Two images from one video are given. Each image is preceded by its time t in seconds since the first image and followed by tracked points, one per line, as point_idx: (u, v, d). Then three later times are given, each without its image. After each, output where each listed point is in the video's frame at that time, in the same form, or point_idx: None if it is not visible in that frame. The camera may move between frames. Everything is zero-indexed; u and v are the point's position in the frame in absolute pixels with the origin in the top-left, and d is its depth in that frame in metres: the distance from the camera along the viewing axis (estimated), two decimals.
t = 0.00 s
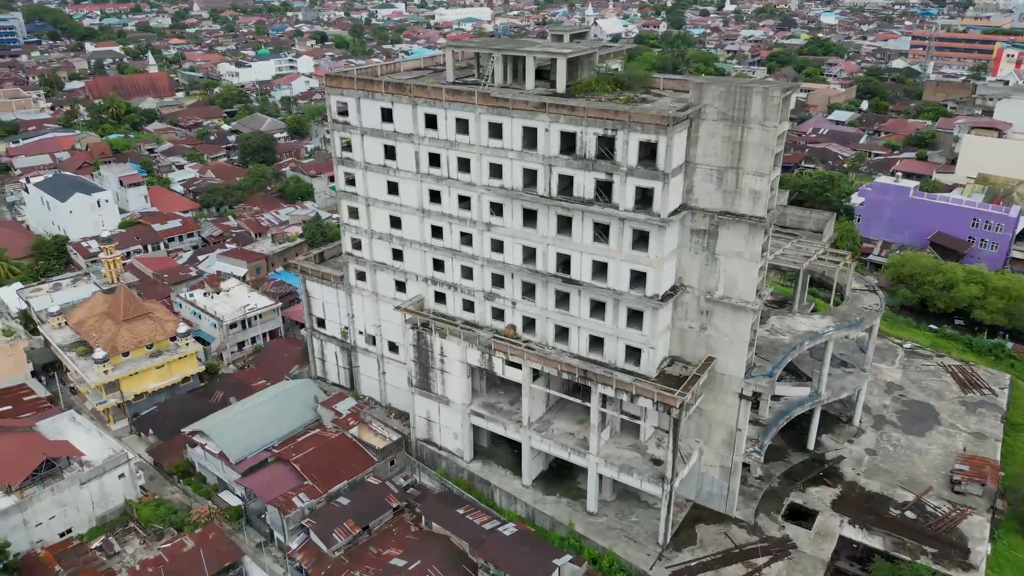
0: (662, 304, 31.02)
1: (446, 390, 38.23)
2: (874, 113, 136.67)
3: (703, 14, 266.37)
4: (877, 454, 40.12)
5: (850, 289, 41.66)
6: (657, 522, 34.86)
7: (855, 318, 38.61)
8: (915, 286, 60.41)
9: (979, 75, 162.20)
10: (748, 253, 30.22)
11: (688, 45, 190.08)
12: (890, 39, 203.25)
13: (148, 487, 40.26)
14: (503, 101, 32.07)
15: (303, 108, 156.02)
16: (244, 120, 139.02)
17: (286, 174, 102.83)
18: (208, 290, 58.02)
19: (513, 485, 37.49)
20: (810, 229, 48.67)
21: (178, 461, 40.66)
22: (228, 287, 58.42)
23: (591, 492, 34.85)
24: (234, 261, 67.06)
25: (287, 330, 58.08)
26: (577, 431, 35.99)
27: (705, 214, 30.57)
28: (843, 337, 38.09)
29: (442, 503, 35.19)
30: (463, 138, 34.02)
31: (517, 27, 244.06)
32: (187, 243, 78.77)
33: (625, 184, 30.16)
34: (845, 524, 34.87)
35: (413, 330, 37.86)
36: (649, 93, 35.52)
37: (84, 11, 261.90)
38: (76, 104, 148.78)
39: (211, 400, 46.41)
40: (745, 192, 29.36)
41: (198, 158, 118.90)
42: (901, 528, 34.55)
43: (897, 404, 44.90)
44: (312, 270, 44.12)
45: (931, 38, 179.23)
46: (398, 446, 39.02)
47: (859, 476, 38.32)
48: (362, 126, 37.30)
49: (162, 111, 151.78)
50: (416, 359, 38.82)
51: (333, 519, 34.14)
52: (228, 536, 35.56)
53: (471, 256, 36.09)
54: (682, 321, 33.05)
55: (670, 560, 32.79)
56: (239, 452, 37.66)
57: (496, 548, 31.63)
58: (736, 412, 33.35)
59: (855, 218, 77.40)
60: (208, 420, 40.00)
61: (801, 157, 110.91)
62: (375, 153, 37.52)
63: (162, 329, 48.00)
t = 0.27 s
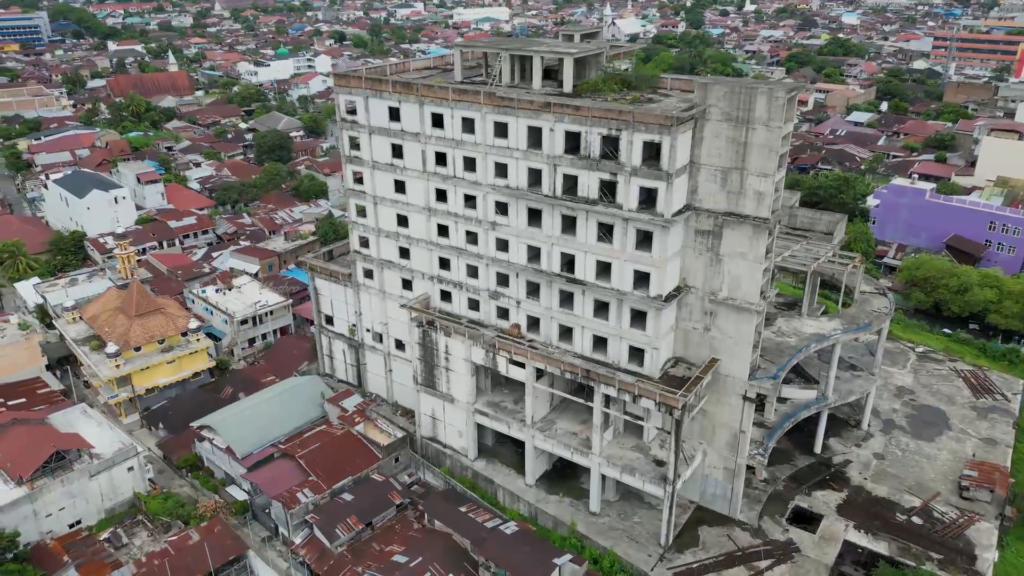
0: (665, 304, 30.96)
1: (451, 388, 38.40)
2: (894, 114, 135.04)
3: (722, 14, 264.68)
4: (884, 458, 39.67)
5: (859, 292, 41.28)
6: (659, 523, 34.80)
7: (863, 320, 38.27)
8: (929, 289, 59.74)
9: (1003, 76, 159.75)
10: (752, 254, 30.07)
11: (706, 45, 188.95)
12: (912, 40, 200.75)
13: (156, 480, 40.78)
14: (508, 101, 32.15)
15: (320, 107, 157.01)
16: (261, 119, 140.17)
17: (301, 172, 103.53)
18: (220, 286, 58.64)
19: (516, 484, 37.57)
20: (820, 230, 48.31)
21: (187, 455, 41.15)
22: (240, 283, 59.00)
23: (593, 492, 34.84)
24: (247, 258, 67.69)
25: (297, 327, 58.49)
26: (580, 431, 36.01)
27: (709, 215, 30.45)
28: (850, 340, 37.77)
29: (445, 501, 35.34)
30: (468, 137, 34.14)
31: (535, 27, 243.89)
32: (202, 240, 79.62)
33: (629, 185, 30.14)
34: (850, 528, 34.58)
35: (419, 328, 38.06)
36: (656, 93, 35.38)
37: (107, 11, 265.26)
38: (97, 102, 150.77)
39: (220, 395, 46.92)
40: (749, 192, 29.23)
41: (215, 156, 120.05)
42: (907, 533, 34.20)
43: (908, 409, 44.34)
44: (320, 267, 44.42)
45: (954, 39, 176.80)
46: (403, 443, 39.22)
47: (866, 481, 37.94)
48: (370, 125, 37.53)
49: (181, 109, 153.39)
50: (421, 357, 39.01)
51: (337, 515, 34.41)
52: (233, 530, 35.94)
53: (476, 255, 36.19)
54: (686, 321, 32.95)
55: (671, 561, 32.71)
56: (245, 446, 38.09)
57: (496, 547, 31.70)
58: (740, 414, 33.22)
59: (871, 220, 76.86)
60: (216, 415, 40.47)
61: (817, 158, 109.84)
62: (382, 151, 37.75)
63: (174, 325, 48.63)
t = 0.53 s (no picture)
0: (669, 305, 30.89)
1: (456, 387, 38.54)
2: (913, 116, 133.42)
3: (742, 14, 262.99)
4: (892, 463, 39.25)
5: (869, 294, 40.94)
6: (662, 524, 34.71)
7: (871, 323, 37.93)
8: (944, 293, 58.86)
9: None
10: (757, 255, 29.93)
11: (724, 45, 187.83)
12: (935, 41, 198.10)
13: (166, 474, 41.32)
14: (514, 100, 32.24)
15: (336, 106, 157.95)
16: (279, 118, 141.29)
17: (316, 171, 104.27)
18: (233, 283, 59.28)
19: (520, 482, 37.64)
20: (831, 232, 47.96)
21: (196, 449, 41.67)
22: (252, 280, 59.59)
23: (596, 492, 34.84)
24: (260, 255, 68.34)
25: (308, 324, 58.95)
26: (584, 431, 36.01)
27: (714, 216, 30.35)
28: (858, 343, 37.45)
29: (448, 498, 35.51)
30: (475, 136, 34.27)
31: (553, 27, 243.66)
32: (217, 237, 80.45)
33: (633, 185, 30.12)
34: (855, 532, 34.28)
35: (424, 326, 38.25)
36: (663, 93, 35.28)
37: (131, 10, 268.64)
38: (118, 100, 152.77)
39: (230, 391, 47.43)
40: (754, 193, 29.11)
41: (232, 154, 121.19)
42: (913, 538, 33.84)
43: (918, 413, 43.82)
44: (329, 264, 44.75)
45: (976, 39, 174.34)
46: (408, 440, 39.45)
47: (873, 485, 37.57)
48: (378, 124, 37.77)
49: (200, 107, 155.03)
50: (427, 355, 39.19)
51: (341, 510, 34.69)
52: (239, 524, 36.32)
53: (482, 254, 36.31)
54: (691, 322, 32.85)
55: (673, 563, 32.63)
56: (252, 442, 38.47)
57: (497, 545, 31.83)
58: (744, 415, 33.05)
59: (886, 223, 75.96)
60: (224, 410, 40.91)
61: (834, 160, 108.84)
62: (390, 150, 37.98)
63: (185, 320, 49.25)
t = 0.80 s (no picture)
0: (673, 305, 30.84)
1: (462, 385, 38.69)
2: (933, 117, 131.77)
3: (762, 14, 260.98)
4: (901, 467, 38.85)
5: (879, 297, 40.60)
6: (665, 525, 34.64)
7: (881, 325, 37.56)
8: (959, 296, 58.03)
9: None
10: (761, 256, 29.81)
11: (743, 45, 186.53)
12: (957, 42, 195.40)
13: (176, 467, 41.85)
14: (520, 100, 32.34)
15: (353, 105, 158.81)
16: (295, 116, 142.33)
17: (331, 169, 104.94)
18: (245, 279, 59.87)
19: (524, 481, 37.70)
20: (843, 234, 47.62)
21: (205, 443, 42.13)
22: (264, 277, 60.14)
23: (599, 492, 34.83)
24: (273, 252, 68.93)
25: (319, 321, 59.38)
26: (588, 431, 36.02)
27: (719, 216, 30.24)
28: (866, 345, 37.11)
29: (452, 495, 35.66)
30: (481, 135, 34.41)
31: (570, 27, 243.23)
32: (231, 234, 81.23)
33: (637, 185, 30.09)
34: (860, 537, 33.99)
35: (431, 324, 38.44)
36: (671, 93, 35.20)
37: (153, 9, 271.56)
38: (139, 98, 154.64)
39: (240, 386, 47.92)
40: (759, 194, 29.00)
41: (249, 152, 122.24)
42: (919, 544, 33.49)
43: (928, 417, 43.31)
44: (339, 262, 45.05)
45: (1000, 40, 171.78)
46: (413, 437, 39.67)
47: (880, 489, 37.22)
48: (387, 122, 38.01)
49: (218, 106, 156.53)
50: (433, 353, 39.38)
51: (345, 506, 34.97)
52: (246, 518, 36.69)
53: (488, 253, 36.43)
54: (695, 323, 32.75)
55: (675, 564, 32.55)
56: (259, 437, 38.85)
57: (499, 543, 31.96)
58: (748, 417, 32.90)
59: (901, 224, 74.62)
60: (233, 404, 41.33)
61: (851, 162, 107.76)
62: (398, 149, 38.20)
63: (197, 316, 49.85)
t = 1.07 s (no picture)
0: (677, 306, 30.77)
1: (467, 383, 38.83)
2: (954, 119, 130.06)
3: (782, 14, 258.88)
4: (909, 472, 38.44)
5: (889, 300, 40.21)
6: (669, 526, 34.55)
7: (890, 328, 37.20)
8: (974, 300, 57.32)
9: None
10: (767, 257, 29.68)
11: (761, 45, 185.15)
12: (981, 42, 192.60)
13: (185, 461, 42.35)
14: (527, 99, 32.42)
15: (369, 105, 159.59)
16: (312, 115, 143.26)
17: (346, 168, 105.58)
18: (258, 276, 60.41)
19: (528, 480, 37.77)
20: (855, 236, 47.32)
21: (214, 438, 42.58)
22: (276, 274, 60.63)
23: (603, 492, 34.81)
24: (286, 250, 69.47)
25: (330, 319, 59.76)
26: (592, 430, 36.02)
27: (724, 217, 30.13)
28: (875, 348, 36.77)
29: (456, 493, 35.80)
30: (488, 135, 34.53)
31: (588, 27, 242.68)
32: (245, 232, 82.01)
33: (643, 184, 30.05)
34: (866, 541, 33.69)
35: (437, 323, 38.62)
36: (679, 93, 35.08)
37: (175, 9, 274.56)
38: (159, 97, 156.47)
39: (250, 381, 48.37)
40: (764, 195, 28.88)
41: (265, 150, 123.22)
42: (925, 549, 33.16)
43: (939, 422, 42.81)
44: (348, 260, 45.35)
45: None
46: (419, 434, 39.86)
47: (888, 493, 36.86)
48: (396, 121, 38.23)
49: (237, 104, 158.00)
50: (440, 351, 39.55)
51: (349, 502, 35.22)
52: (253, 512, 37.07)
53: (494, 252, 36.53)
54: (700, 324, 32.66)
55: (678, 565, 32.47)
56: (266, 432, 39.25)
57: (500, 541, 32.06)
58: (753, 419, 32.75)
59: (917, 227, 73.74)
60: (242, 400, 41.76)
61: (868, 163, 106.63)
62: (407, 147, 38.40)
63: (209, 312, 50.41)
